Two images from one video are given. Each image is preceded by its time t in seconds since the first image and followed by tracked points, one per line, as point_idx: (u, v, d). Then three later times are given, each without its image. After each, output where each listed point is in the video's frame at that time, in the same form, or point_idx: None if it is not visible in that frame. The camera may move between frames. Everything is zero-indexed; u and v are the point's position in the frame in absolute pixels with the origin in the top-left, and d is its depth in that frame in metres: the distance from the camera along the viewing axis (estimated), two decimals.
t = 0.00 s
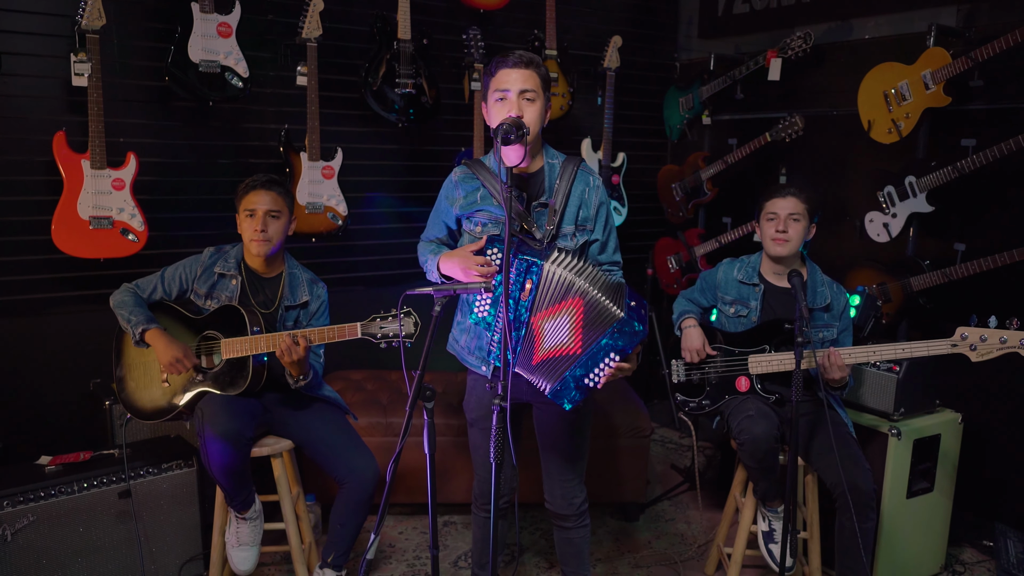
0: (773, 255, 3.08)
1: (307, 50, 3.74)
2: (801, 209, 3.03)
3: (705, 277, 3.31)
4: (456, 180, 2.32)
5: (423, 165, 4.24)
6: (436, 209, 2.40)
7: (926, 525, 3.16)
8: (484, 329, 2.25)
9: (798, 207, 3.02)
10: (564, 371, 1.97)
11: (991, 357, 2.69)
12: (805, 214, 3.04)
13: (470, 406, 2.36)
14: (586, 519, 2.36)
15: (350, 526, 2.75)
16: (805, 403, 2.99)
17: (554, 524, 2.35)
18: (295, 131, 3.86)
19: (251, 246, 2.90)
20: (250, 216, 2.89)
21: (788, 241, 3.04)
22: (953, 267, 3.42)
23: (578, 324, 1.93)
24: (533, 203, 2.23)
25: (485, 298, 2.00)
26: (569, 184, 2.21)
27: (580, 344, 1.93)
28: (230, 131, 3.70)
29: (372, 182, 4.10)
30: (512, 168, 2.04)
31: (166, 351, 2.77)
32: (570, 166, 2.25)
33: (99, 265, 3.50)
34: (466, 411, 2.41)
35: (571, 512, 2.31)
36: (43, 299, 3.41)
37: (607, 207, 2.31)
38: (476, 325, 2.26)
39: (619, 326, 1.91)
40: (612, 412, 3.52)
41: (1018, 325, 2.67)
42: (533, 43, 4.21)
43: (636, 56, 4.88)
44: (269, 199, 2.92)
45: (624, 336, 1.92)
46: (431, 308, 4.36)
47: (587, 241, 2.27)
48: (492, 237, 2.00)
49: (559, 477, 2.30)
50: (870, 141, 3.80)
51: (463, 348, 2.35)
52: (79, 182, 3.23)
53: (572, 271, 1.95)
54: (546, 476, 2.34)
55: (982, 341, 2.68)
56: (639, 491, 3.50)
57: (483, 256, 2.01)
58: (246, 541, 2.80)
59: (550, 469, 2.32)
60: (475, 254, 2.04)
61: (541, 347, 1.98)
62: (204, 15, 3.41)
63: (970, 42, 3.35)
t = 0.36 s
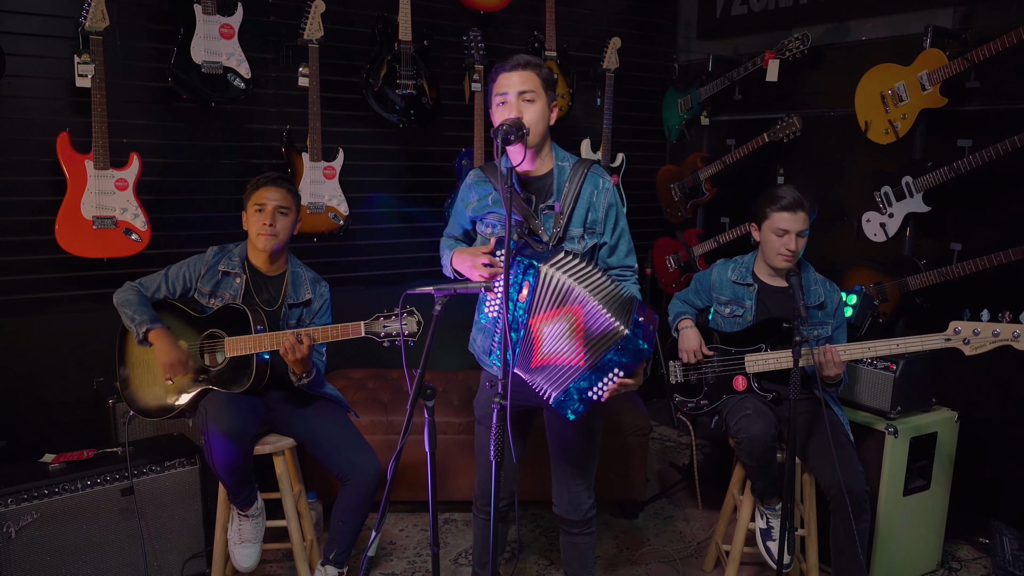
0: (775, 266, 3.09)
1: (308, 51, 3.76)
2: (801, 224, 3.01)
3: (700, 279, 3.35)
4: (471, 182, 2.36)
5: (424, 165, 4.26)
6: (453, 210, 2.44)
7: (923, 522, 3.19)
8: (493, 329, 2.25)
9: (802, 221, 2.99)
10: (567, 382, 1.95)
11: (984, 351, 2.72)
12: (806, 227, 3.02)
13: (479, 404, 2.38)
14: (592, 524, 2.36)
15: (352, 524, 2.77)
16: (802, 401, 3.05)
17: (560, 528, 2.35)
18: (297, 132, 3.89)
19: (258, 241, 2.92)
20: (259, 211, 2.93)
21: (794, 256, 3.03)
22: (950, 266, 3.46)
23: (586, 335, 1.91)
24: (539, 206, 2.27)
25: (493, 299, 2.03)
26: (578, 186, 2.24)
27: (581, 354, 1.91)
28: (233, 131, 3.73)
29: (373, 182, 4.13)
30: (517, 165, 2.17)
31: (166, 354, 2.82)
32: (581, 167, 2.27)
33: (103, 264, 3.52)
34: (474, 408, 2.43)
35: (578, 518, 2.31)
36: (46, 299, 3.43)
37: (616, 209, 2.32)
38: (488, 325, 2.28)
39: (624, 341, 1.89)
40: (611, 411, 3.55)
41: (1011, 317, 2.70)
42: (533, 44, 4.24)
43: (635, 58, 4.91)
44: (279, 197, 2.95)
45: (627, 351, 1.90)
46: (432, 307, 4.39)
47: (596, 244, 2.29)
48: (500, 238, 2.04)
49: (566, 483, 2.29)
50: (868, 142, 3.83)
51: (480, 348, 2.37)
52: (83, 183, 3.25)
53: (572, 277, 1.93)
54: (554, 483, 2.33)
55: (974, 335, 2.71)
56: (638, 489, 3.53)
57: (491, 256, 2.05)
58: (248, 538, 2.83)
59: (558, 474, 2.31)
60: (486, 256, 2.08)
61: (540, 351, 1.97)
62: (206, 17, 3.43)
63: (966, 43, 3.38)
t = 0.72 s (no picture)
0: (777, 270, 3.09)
1: (309, 52, 3.78)
2: (803, 229, 3.01)
3: (697, 280, 3.36)
4: (476, 184, 2.39)
5: (424, 165, 4.29)
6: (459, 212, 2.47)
7: (921, 521, 3.21)
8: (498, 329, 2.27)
9: (804, 227, 2.98)
10: (580, 383, 1.95)
11: (980, 345, 2.72)
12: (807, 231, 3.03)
13: (486, 401, 2.39)
14: (593, 522, 2.38)
15: (353, 522, 2.79)
16: (800, 400, 3.04)
17: (561, 525, 2.37)
18: (298, 132, 3.91)
19: (252, 244, 2.94)
20: (252, 214, 2.94)
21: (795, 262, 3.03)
22: (947, 266, 3.48)
23: (595, 334, 1.92)
24: (543, 205, 2.30)
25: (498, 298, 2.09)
26: (580, 184, 2.26)
27: (592, 354, 1.92)
28: (234, 132, 3.75)
29: (374, 182, 4.15)
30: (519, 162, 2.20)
31: (163, 360, 2.81)
32: (584, 166, 2.30)
33: (105, 264, 3.54)
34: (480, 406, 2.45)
35: (580, 517, 2.32)
36: (48, 298, 3.45)
37: (619, 207, 2.32)
38: (491, 325, 2.30)
39: (633, 339, 1.90)
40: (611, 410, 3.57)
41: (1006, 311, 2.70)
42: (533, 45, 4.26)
43: (634, 58, 4.93)
44: (273, 200, 2.96)
45: (638, 348, 1.91)
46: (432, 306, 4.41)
47: (601, 242, 2.30)
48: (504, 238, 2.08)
49: (569, 481, 2.31)
50: (865, 142, 3.86)
51: (486, 348, 2.37)
52: (84, 183, 3.27)
53: (574, 274, 1.94)
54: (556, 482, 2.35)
55: (970, 329, 2.72)
56: (638, 487, 3.55)
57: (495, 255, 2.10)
58: (250, 536, 2.84)
59: (560, 473, 2.33)
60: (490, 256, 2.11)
61: (547, 350, 1.98)
62: (207, 18, 3.45)
63: (963, 44, 3.40)
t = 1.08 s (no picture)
0: (774, 269, 3.11)
1: (310, 53, 3.80)
2: (799, 230, 3.02)
3: (694, 280, 3.38)
4: (466, 183, 2.39)
5: (424, 166, 4.31)
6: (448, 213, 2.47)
7: (917, 519, 3.23)
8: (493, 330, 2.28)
9: (801, 228, 3.00)
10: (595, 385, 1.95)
11: (974, 340, 2.73)
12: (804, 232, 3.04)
13: (476, 401, 2.41)
14: (589, 519, 2.40)
15: (353, 519, 2.80)
16: (799, 399, 3.05)
17: (557, 523, 2.39)
18: (299, 133, 3.92)
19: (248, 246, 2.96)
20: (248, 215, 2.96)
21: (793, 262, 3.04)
22: (944, 266, 3.50)
23: (602, 332, 1.92)
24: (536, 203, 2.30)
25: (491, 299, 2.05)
26: (572, 183, 2.27)
27: (604, 356, 1.92)
28: (235, 132, 3.77)
29: (374, 182, 4.17)
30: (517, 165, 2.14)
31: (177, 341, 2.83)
32: (575, 165, 2.30)
33: (106, 264, 3.56)
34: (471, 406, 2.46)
35: (576, 513, 2.34)
36: (49, 298, 3.47)
37: (611, 205, 2.36)
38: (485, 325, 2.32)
39: (646, 338, 1.88)
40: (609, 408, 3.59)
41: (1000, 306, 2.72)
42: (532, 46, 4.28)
43: (633, 59, 4.95)
44: (272, 202, 2.97)
45: (652, 346, 1.89)
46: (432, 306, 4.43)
47: (593, 239, 2.33)
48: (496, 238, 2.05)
49: (565, 478, 2.32)
50: (863, 142, 3.87)
51: (478, 348, 2.40)
52: (86, 183, 3.28)
53: (575, 273, 1.96)
54: (552, 479, 2.37)
55: (964, 324, 2.72)
56: (636, 486, 3.57)
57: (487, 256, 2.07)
58: (251, 534, 2.87)
59: (556, 471, 2.34)
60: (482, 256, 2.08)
61: (554, 350, 2.00)
62: (209, 19, 3.47)
63: (960, 45, 3.42)
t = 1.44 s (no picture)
0: (772, 268, 3.13)
1: (310, 53, 3.83)
2: (795, 227, 3.05)
3: (692, 279, 3.41)
4: (456, 180, 2.41)
5: (424, 165, 4.33)
6: (436, 210, 2.49)
7: (914, 516, 3.25)
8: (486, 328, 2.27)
9: (797, 227, 3.02)
10: (622, 375, 1.96)
11: (970, 337, 2.76)
12: (801, 229, 3.07)
13: (468, 401, 2.42)
14: (584, 514, 2.42)
15: (354, 517, 2.83)
16: (796, 397, 3.09)
17: (552, 519, 2.41)
18: (299, 133, 3.94)
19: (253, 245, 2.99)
20: (252, 214, 2.98)
21: (789, 258, 3.08)
22: (940, 265, 3.50)
23: (615, 320, 1.95)
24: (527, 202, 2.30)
25: (484, 297, 2.03)
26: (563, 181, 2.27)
27: (624, 345, 1.95)
28: (236, 132, 3.79)
29: (374, 182, 4.19)
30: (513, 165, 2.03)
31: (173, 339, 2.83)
32: (566, 163, 2.31)
33: (108, 263, 3.58)
34: (462, 406, 2.47)
35: (570, 508, 2.36)
36: (51, 297, 3.48)
37: (602, 205, 2.40)
38: (476, 324, 2.32)
39: (662, 317, 1.92)
40: (607, 406, 3.61)
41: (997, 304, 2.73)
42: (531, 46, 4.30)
43: (632, 59, 4.98)
44: (275, 202, 2.99)
45: (670, 324, 1.93)
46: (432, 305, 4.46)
47: (583, 237, 2.34)
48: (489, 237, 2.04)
49: (558, 474, 2.33)
50: (860, 142, 3.90)
51: (465, 346, 2.41)
52: (88, 183, 3.30)
53: (578, 268, 2.00)
54: (544, 474, 2.38)
55: (961, 322, 2.74)
56: (635, 484, 3.59)
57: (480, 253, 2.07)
58: (252, 532, 2.89)
59: (550, 468, 2.35)
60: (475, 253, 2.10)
61: (566, 348, 2.01)
62: (210, 20, 3.49)
63: (956, 46, 3.44)
